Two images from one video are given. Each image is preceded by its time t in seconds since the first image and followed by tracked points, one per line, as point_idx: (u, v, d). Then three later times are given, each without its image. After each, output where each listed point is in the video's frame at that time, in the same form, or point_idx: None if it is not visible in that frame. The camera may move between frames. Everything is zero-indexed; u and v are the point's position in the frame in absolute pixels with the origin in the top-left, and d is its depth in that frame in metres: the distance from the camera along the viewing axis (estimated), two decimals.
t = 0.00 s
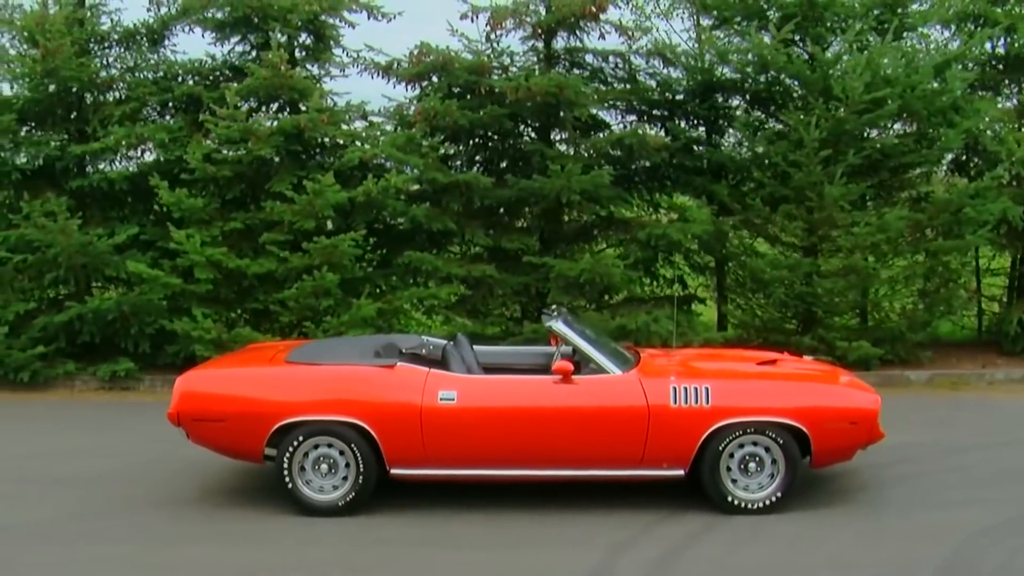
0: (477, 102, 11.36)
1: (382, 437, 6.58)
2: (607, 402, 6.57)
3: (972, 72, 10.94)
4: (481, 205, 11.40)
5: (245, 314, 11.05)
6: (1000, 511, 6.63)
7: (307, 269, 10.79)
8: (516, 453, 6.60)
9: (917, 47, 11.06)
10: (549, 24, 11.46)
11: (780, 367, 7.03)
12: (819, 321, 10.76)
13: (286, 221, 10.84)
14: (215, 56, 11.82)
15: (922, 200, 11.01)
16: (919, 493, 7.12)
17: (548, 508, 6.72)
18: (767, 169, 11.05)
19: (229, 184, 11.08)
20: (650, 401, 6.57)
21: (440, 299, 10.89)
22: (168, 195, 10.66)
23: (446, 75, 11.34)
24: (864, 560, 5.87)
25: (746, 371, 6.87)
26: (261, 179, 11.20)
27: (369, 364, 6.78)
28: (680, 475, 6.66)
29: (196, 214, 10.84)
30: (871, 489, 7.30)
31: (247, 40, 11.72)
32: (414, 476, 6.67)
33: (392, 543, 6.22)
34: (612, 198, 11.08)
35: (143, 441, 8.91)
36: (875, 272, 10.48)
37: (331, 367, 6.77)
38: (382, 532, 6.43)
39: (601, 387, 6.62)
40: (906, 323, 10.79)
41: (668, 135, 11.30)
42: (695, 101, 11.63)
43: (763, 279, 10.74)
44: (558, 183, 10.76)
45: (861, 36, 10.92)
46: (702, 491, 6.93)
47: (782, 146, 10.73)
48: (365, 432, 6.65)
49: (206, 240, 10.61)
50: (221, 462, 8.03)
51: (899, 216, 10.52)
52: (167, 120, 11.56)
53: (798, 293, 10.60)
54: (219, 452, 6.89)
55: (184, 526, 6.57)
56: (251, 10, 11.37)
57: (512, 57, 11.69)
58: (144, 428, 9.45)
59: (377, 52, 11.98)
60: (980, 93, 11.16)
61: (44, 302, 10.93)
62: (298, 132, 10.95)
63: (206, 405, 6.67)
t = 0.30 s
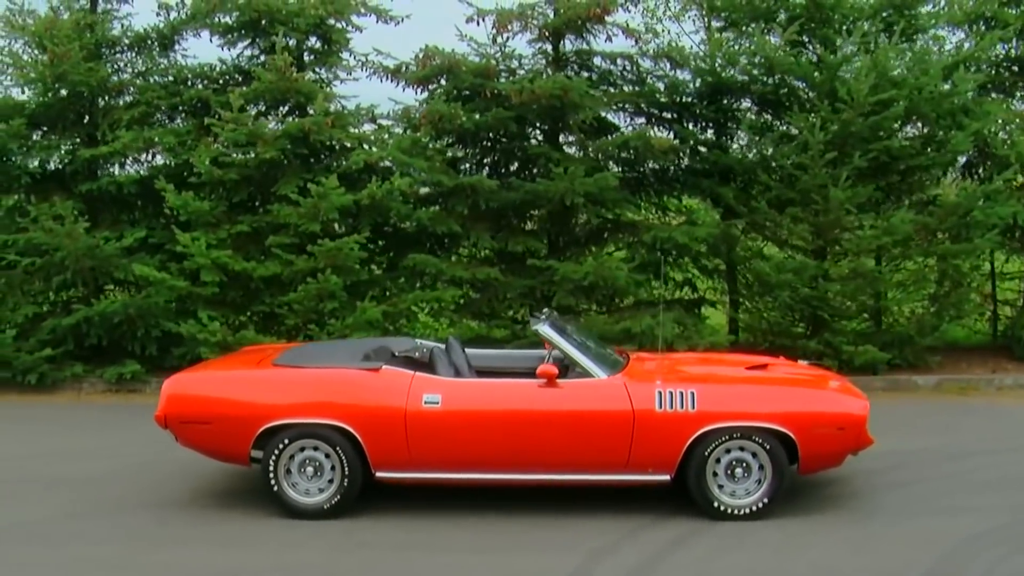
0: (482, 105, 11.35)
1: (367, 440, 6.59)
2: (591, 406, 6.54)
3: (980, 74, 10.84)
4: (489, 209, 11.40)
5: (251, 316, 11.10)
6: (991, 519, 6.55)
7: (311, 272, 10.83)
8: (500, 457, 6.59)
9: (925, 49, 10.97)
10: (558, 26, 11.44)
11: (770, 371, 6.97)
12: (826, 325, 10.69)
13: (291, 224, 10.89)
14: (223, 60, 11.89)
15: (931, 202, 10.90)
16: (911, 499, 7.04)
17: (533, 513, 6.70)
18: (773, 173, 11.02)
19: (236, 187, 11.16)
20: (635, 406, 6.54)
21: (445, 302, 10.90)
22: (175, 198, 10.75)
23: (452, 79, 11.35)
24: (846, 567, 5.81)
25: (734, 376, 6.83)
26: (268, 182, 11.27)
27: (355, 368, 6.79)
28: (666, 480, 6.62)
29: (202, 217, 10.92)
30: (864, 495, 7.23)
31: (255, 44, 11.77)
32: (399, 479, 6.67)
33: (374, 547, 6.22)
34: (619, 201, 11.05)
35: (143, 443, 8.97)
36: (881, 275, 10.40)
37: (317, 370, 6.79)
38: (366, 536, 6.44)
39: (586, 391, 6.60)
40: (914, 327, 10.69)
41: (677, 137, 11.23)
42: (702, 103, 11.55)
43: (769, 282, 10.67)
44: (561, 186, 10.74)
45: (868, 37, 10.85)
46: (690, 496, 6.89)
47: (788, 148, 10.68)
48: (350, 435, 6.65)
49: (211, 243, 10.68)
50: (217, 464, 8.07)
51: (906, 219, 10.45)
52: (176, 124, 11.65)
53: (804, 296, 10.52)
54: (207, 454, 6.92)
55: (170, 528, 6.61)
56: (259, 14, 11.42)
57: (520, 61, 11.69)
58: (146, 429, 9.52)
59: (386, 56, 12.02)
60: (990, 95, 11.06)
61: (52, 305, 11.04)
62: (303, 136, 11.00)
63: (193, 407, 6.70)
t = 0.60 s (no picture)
0: (488, 107, 11.32)
1: (353, 442, 6.59)
2: (577, 409, 6.51)
3: (991, 74, 10.73)
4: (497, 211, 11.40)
5: (259, 318, 11.17)
6: (983, 526, 6.45)
7: (318, 274, 10.86)
8: (485, 461, 6.57)
9: (935, 49, 10.87)
10: (567, 27, 11.37)
11: (760, 375, 6.91)
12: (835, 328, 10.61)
13: (298, 226, 10.95)
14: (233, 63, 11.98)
15: (941, 204, 10.79)
16: (905, 504, 6.96)
17: (520, 516, 6.68)
18: (780, 174, 10.95)
19: (244, 190, 11.24)
20: (621, 409, 6.50)
21: (450, 304, 10.93)
22: (182, 200, 10.80)
23: (458, 81, 11.37)
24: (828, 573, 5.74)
25: (723, 380, 6.77)
26: (276, 185, 11.31)
27: (342, 370, 6.80)
28: (653, 484, 6.58)
29: (210, 218, 10.99)
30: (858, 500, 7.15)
31: (265, 47, 11.84)
32: (385, 481, 6.67)
33: (358, 548, 6.22)
34: (626, 203, 11.00)
35: (145, 444, 9.04)
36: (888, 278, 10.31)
37: (304, 372, 6.80)
38: (351, 538, 6.44)
39: (572, 394, 6.57)
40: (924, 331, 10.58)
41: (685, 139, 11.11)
42: (713, 105, 11.60)
43: (776, 284, 10.60)
44: (566, 188, 10.70)
45: (878, 40, 10.80)
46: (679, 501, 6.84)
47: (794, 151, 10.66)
48: (337, 437, 6.66)
49: (218, 245, 10.74)
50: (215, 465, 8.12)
51: (914, 221, 10.35)
52: (187, 127, 11.72)
53: (810, 299, 10.45)
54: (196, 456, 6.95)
55: (158, 528, 6.65)
56: (269, 16, 11.46)
57: (528, 62, 11.60)
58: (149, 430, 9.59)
59: (396, 58, 12.06)
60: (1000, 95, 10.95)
61: (63, 306, 11.16)
62: (310, 139, 11.05)
63: (181, 409, 6.73)
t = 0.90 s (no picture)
0: (500, 107, 11.31)
1: (344, 443, 6.61)
2: (568, 411, 6.48)
3: (1007, 72, 10.60)
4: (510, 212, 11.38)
5: (273, 318, 11.23)
6: (980, 533, 6.35)
7: (330, 274, 10.90)
8: (476, 462, 6.55)
9: (950, 46, 10.75)
10: (579, 28, 11.31)
11: (756, 377, 6.84)
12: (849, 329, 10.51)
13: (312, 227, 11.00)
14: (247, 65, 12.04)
15: (957, 204, 10.65)
16: (904, 509, 6.87)
17: (512, 518, 6.66)
18: (793, 174, 10.86)
19: (258, 190, 11.30)
20: (611, 411, 6.46)
21: (462, 304, 10.94)
22: (196, 200, 10.86)
23: (470, 82, 11.37)
24: None
25: (717, 382, 6.72)
26: (289, 185, 11.36)
27: (334, 370, 6.81)
28: (644, 487, 6.54)
29: (224, 219, 11.06)
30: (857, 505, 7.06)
31: (280, 47, 11.86)
32: (377, 482, 6.67)
33: (345, 549, 6.22)
34: (639, 203, 10.95)
35: (153, 443, 9.12)
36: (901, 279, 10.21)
37: (297, 372, 6.82)
38: (341, 538, 6.45)
39: (563, 395, 6.54)
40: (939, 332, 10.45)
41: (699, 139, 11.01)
42: (728, 104, 11.49)
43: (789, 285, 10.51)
44: (576, 188, 10.66)
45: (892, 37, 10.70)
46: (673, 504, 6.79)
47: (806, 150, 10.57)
48: (329, 438, 6.67)
49: (231, 245, 10.81)
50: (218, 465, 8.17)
51: (927, 221, 10.23)
52: (204, 128, 11.80)
53: (822, 300, 10.35)
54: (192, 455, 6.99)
55: (152, 527, 6.70)
56: (283, 17, 11.51)
57: (543, 62, 11.54)
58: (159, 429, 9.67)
59: (411, 57, 12.08)
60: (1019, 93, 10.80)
61: (79, 306, 11.29)
62: (323, 139, 11.11)
63: (175, 408, 6.78)
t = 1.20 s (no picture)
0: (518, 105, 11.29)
1: (340, 441, 6.62)
2: (562, 410, 6.45)
3: None
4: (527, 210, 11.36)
5: (291, 315, 11.28)
6: (981, 537, 6.24)
7: (346, 272, 10.93)
8: (470, 461, 6.54)
9: (971, 43, 10.63)
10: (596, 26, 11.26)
11: (756, 377, 6.77)
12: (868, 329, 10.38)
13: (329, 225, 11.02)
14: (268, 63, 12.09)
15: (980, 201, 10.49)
16: (907, 512, 6.76)
17: (508, 517, 6.64)
18: (811, 172, 10.76)
19: (277, 188, 11.36)
20: (606, 410, 6.42)
21: (478, 302, 10.94)
22: (215, 199, 10.94)
23: (488, 80, 11.36)
24: None
25: (715, 382, 6.65)
26: (308, 183, 11.41)
27: (331, 367, 6.83)
28: (640, 487, 6.49)
29: (243, 217, 11.13)
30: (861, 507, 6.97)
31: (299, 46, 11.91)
32: (373, 480, 6.68)
33: (337, 546, 6.23)
34: (656, 201, 10.89)
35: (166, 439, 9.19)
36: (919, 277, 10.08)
37: (294, 370, 6.85)
38: (335, 535, 6.46)
39: (557, 394, 6.51)
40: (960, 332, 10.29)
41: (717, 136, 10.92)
42: (747, 101, 11.40)
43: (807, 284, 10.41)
44: (592, 186, 10.62)
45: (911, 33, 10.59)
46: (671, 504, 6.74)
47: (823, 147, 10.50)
48: (325, 436, 6.69)
49: (248, 243, 10.88)
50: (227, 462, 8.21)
51: (947, 218, 10.09)
52: (225, 126, 11.88)
53: (840, 299, 10.24)
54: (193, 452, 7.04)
55: (150, 523, 6.75)
56: (301, 16, 11.56)
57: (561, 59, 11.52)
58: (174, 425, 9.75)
59: (432, 56, 12.12)
60: None
61: (101, 303, 11.41)
62: (341, 138, 11.17)
63: (175, 405, 6.83)
